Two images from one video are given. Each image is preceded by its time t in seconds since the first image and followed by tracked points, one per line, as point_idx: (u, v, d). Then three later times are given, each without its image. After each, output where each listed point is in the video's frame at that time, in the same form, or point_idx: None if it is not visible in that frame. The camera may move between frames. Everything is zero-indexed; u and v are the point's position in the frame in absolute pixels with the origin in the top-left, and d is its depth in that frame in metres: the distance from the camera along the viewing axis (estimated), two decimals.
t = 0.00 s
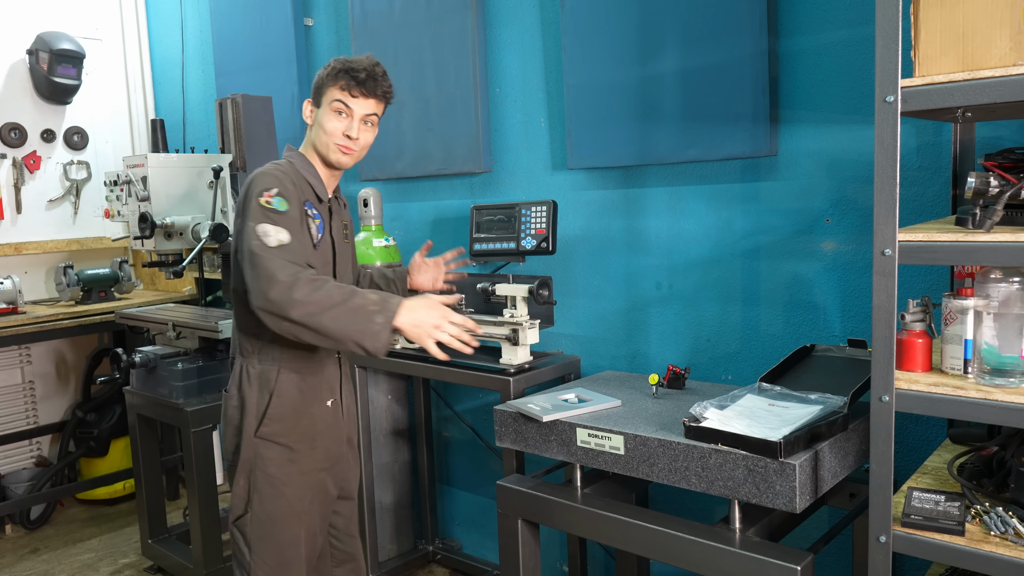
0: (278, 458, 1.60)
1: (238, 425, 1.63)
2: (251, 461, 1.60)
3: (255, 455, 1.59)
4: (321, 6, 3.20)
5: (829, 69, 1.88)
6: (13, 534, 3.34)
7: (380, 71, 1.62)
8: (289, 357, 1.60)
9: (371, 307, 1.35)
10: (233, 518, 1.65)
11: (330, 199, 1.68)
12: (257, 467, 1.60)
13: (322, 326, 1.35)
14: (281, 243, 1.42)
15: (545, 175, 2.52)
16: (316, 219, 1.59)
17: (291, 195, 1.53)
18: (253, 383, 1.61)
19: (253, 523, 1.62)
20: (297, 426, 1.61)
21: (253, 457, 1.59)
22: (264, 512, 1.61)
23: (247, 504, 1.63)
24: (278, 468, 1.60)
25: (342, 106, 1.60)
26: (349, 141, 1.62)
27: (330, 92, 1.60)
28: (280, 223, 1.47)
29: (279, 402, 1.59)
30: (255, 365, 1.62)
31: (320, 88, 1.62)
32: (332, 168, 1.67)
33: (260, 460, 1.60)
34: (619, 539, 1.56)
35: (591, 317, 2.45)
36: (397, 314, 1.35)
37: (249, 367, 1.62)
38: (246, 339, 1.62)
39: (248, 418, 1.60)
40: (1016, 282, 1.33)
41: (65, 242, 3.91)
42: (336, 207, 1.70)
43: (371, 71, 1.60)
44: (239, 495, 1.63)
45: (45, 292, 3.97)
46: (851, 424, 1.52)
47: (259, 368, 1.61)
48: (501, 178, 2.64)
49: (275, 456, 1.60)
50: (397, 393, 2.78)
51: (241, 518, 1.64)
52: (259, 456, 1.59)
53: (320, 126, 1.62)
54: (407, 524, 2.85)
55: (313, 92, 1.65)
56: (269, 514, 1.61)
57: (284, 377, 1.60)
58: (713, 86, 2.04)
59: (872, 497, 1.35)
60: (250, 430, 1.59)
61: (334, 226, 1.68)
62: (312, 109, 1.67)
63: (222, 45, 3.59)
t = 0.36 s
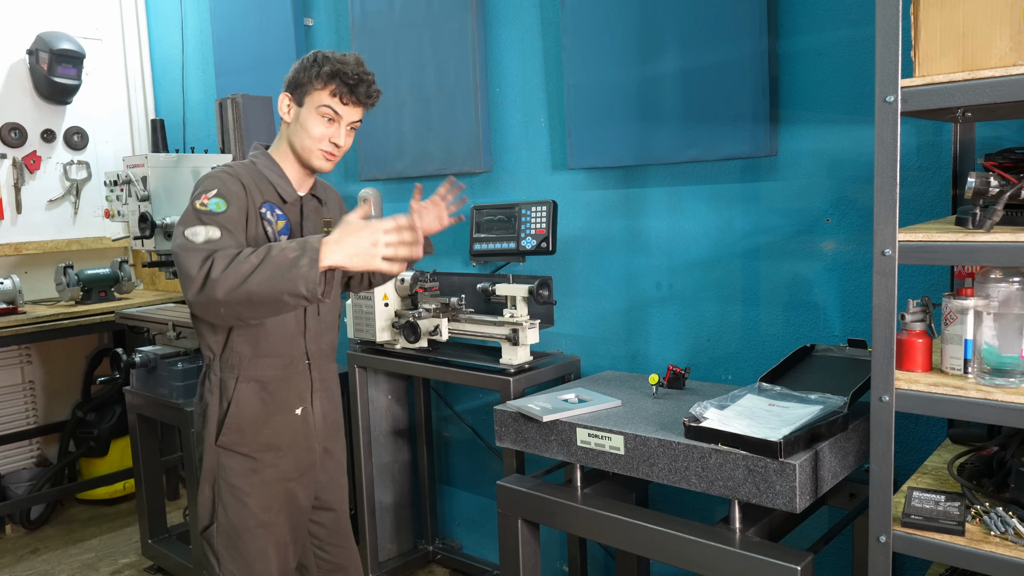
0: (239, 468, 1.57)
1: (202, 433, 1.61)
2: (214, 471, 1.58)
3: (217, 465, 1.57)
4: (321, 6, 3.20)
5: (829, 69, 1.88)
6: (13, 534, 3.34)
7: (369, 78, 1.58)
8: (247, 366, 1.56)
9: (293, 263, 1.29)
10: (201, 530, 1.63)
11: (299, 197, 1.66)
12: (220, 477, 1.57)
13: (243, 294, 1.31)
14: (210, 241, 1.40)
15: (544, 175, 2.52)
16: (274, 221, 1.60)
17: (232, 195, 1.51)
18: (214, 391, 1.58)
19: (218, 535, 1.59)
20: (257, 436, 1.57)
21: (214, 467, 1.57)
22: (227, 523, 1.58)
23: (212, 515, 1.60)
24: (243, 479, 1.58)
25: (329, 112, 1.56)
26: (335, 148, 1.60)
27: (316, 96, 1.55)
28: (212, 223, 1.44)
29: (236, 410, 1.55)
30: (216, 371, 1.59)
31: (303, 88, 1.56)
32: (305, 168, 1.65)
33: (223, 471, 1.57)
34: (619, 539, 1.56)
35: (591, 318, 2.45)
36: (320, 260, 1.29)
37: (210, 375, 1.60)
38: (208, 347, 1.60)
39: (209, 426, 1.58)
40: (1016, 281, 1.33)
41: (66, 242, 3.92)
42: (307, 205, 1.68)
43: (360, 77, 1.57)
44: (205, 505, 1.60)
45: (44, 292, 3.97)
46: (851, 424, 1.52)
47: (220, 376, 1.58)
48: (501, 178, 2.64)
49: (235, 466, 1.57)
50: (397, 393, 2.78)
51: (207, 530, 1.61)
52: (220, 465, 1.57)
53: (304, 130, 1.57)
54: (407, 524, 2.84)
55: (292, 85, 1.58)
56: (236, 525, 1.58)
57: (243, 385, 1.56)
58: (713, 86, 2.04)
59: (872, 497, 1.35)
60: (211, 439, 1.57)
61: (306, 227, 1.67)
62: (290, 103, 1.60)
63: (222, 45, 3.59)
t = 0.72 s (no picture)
0: (217, 499, 1.50)
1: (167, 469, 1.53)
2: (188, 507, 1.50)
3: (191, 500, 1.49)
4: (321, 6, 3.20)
5: (829, 69, 1.88)
6: (13, 534, 3.34)
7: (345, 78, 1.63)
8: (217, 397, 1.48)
9: (252, 391, 1.25)
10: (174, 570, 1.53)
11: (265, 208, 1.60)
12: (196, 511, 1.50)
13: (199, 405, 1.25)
14: (177, 305, 1.30)
15: (545, 175, 2.52)
16: (248, 239, 1.51)
17: (207, 235, 1.38)
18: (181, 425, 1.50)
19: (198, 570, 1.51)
20: (232, 464, 1.51)
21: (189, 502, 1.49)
22: (209, 556, 1.51)
23: (189, 552, 1.51)
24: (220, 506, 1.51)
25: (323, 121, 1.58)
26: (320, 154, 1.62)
27: (313, 106, 1.55)
28: (187, 276, 1.33)
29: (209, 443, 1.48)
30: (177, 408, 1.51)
31: (296, 96, 1.52)
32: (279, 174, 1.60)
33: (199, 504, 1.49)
34: (619, 539, 1.56)
35: (592, 318, 2.45)
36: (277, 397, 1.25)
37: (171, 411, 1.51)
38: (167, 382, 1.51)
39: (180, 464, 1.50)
40: (1016, 281, 1.33)
41: (66, 242, 3.92)
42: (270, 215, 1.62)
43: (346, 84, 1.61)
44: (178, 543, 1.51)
45: (44, 292, 3.97)
46: (851, 423, 1.52)
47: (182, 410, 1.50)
48: (501, 178, 2.64)
49: (212, 497, 1.50)
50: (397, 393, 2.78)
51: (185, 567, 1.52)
52: (196, 500, 1.49)
53: (298, 139, 1.56)
54: (407, 524, 2.84)
55: (280, 92, 1.51)
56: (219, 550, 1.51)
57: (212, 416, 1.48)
58: (713, 86, 2.04)
59: (872, 497, 1.35)
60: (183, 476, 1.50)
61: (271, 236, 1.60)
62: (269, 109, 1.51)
63: (222, 45, 3.59)
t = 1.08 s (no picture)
0: (228, 504, 1.48)
1: (168, 484, 1.45)
2: (199, 518, 1.46)
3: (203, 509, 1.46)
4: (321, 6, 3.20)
5: (829, 69, 1.88)
6: (13, 534, 3.34)
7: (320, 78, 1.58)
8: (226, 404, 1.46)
9: (378, 387, 1.43)
10: None
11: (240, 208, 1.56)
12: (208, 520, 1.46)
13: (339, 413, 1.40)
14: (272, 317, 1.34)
15: (545, 175, 2.52)
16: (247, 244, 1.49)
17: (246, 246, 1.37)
18: (188, 436, 1.44)
19: None
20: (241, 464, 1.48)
21: (200, 511, 1.46)
22: (220, 565, 1.49)
23: (200, 561, 1.48)
24: (231, 512, 1.49)
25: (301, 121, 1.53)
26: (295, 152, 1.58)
27: (296, 107, 1.50)
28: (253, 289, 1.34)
29: (223, 450, 1.45)
30: (185, 419, 1.44)
31: (283, 98, 1.46)
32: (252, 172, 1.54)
33: (211, 512, 1.46)
34: (619, 539, 1.56)
35: (591, 318, 2.45)
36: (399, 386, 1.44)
37: (176, 422, 1.44)
38: (170, 393, 1.42)
39: (190, 475, 1.44)
40: (1016, 281, 1.33)
41: (65, 242, 3.92)
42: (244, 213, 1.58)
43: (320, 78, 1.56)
44: (189, 554, 1.47)
45: (44, 292, 3.97)
46: (851, 423, 1.52)
47: (192, 420, 1.44)
48: (501, 178, 2.64)
49: (224, 504, 1.47)
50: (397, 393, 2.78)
51: None
52: (207, 508, 1.46)
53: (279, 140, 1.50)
54: (406, 524, 2.84)
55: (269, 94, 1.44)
56: (230, 557, 1.50)
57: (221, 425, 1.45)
58: (713, 86, 2.04)
59: (872, 497, 1.35)
60: (194, 487, 1.45)
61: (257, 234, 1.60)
62: (253, 112, 1.44)
63: (222, 45, 3.59)
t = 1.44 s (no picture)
0: (243, 492, 1.57)
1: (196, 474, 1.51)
2: (213, 501, 1.53)
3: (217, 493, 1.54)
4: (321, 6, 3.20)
5: (829, 69, 1.89)
6: (13, 534, 3.34)
7: (295, 59, 1.56)
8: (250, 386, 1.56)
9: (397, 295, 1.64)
10: (193, 565, 1.56)
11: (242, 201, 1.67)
12: (222, 506, 1.54)
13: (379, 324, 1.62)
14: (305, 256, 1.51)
15: (544, 175, 2.52)
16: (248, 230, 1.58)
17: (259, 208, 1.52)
18: (215, 415, 1.52)
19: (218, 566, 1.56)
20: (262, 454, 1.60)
21: (216, 495, 1.53)
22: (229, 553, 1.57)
23: (212, 548, 1.55)
24: (245, 500, 1.57)
25: (258, 107, 1.55)
26: (268, 144, 1.60)
27: (245, 92, 1.54)
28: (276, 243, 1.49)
29: (247, 434, 1.55)
30: (211, 397, 1.52)
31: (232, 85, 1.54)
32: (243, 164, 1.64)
33: (227, 497, 1.54)
34: (619, 539, 1.56)
35: (591, 318, 2.45)
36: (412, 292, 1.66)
37: (203, 402, 1.52)
38: (199, 372, 1.51)
39: (210, 457, 1.52)
40: (1016, 281, 1.33)
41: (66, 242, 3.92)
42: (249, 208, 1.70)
43: (287, 63, 1.54)
44: (201, 540, 1.55)
45: (44, 292, 3.97)
46: (851, 424, 1.52)
47: (219, 398, 1.53)
48: (501, 178, 2.64)
49: (239, 490, 1.56)
50: (397, 393, 2.78)
51: (206, 563, 1.56)
52: (223, 493, 1.54)
53: (234, 127, 1.56)
54: (407, 524, 2.84)
55: (220, 83, 1.55)
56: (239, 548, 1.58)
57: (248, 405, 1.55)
58: (713, 86, 2.04)
59: (872, 497, 1.35)
60: (212, 470, 1.52)
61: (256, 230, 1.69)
62: (215, 101, 1.58)
63: (222, 45, 3.59)
